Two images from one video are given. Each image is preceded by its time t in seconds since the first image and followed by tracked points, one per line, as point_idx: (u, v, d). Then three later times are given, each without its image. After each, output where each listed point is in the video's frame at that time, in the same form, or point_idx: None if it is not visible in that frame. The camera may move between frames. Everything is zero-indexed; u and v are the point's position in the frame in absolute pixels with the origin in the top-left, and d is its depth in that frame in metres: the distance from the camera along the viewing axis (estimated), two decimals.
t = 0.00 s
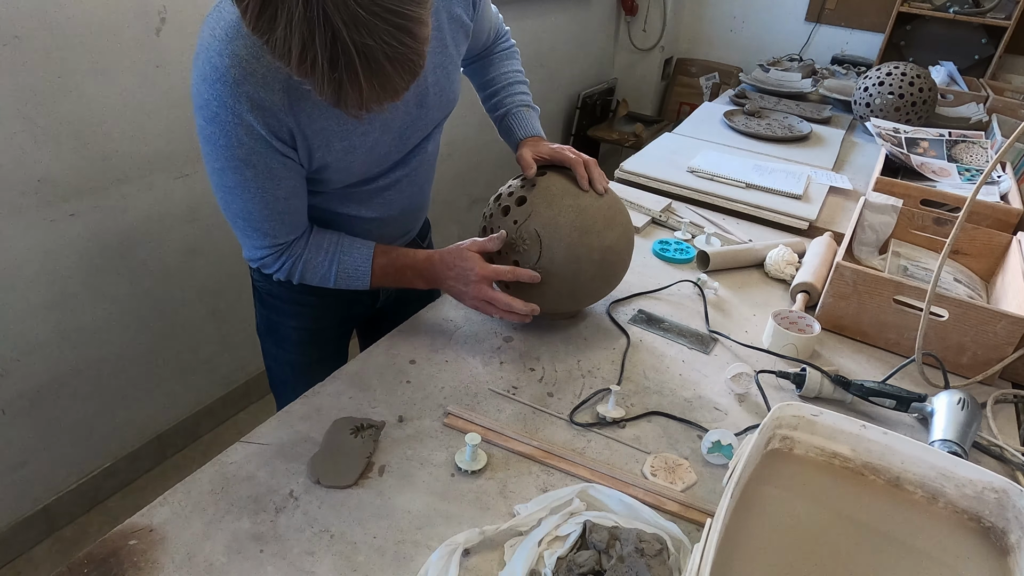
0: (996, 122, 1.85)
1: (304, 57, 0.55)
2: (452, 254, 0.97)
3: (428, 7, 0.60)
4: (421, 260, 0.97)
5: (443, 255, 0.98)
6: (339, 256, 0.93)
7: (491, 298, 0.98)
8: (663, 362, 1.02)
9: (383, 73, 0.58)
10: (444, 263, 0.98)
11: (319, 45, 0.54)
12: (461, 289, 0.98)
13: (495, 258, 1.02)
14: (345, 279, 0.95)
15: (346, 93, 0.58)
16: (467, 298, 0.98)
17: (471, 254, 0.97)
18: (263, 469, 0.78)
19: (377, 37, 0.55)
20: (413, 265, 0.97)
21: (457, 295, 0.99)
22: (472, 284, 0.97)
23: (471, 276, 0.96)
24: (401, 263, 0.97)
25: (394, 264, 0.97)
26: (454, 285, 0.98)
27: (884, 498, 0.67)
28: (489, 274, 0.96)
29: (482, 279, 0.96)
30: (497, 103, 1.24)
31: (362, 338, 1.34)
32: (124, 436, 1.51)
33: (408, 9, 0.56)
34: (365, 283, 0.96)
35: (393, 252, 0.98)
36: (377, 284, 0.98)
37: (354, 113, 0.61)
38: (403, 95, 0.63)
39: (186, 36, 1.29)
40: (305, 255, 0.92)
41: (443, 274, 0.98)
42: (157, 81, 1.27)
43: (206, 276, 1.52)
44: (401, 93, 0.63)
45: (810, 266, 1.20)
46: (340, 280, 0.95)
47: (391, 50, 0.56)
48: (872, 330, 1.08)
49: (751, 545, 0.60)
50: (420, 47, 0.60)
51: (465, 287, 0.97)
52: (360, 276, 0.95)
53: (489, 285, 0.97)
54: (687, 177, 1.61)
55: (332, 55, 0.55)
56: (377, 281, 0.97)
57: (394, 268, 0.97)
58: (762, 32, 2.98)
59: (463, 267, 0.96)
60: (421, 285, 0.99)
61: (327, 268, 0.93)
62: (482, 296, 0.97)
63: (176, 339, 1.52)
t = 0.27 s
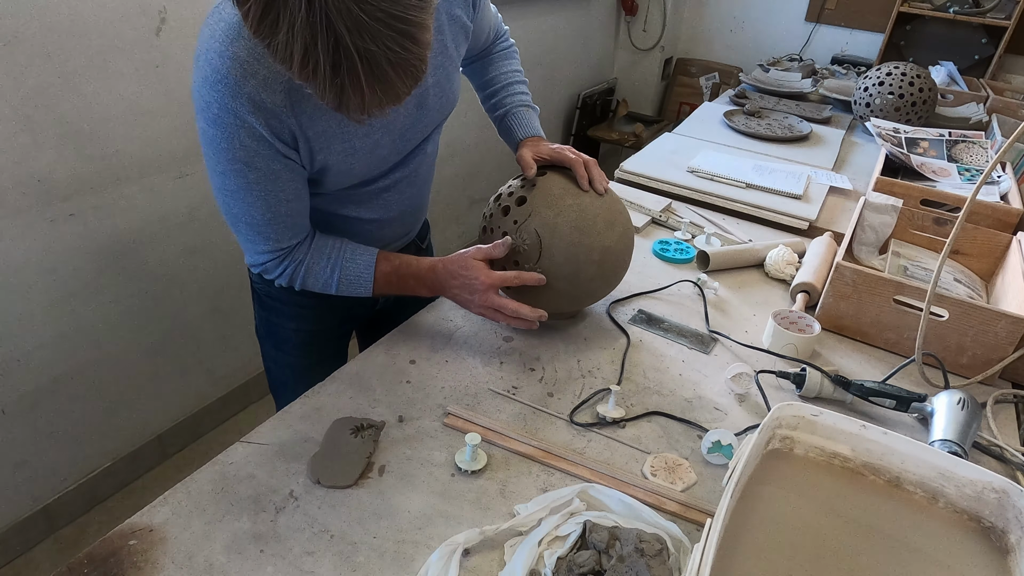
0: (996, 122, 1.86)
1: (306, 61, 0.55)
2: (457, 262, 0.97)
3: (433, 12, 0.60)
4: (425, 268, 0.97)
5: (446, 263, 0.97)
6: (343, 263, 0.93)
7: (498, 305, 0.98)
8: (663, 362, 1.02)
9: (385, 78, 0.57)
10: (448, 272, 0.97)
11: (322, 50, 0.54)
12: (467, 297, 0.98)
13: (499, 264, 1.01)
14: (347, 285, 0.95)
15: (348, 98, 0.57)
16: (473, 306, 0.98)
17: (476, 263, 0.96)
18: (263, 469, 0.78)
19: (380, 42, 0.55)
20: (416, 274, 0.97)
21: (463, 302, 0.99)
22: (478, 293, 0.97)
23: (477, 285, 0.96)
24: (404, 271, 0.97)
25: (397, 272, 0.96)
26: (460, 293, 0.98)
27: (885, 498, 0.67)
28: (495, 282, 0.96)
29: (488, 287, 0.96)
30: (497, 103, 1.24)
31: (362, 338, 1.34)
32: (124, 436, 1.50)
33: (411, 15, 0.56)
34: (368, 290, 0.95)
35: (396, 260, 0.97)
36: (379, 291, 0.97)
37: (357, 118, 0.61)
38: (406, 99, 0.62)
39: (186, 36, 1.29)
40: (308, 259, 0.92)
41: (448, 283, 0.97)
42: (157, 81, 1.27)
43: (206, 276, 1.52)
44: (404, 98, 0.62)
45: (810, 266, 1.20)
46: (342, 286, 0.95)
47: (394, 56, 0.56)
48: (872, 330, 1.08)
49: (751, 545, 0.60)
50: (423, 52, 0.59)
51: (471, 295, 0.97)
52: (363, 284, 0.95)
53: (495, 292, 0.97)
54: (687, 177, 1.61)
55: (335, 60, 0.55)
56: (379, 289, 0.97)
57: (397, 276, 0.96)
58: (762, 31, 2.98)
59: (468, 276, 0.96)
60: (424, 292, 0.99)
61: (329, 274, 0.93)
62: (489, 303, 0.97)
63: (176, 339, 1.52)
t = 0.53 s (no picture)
0: (996, 122, 1.86)
1: (303, 66, 0.55)
2: (457, 268, 0.97)
3: (429, 15, 0.59)
4: (426, 273, 0.97)
5: (447, 268, 0.98)
6: (342, 267, 0.93)
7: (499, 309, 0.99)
8: (663, 362, 1.02)
9: (381, 83, 0.58)
10: (449, 277, 0.98)
11: (318, 56, 0.54)
12: (468, 303, 0.99)
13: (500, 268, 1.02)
14: (347, 288, 0.95)
15: (344, 102, 0.58)
16: (475, 310, 0.99)
17: (476, 269, 0.97)
18: (263, 469, 0.78)
19: (377, 48, 0.55)
20: (417, 279, 0.98)
21: (465, 307, 1.00)
22: (479, 299, 0.98)
23: (478, 291, 0.97)
24: (404, 275, 0.97)
25: (398, 276, 0.97)
26: (461, 299, 0.99)
27: (884, 498, 0.67)
28: (495, 287, 0.96)
29: (488, 293, 0.97)
30: (497, 103, 1.24)
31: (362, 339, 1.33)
32: (123, 436, 1.50)
33: (408, 21, 0.56)
34: (367, 293, 0.95)
35: (396, 263, 0.97)
36: (379, 293, 0.97)
37: (352, 122, 0.61)
38: (401, 104, 0.63)
39: (185, 36, 1.29)
40: (308, 263, 0.92)
41: (449, 289, 0.99)
42: (157, 81, 1.27)
43: (206, 276, 1.52)
44: (399, 102, 0.63)
45: (810, 266, 1.20)
46: (341, 290, 0.94)
47: (390, 61, 0.56)
48: (872, 330, 1.08)
49: (750, 545, 0.60)
50: (419, 57, 0.60)
51: (472, 301, 0.98)
52: (362, 288, 0.95)
53: (496, 298, 0.98)
54: (687, 177, 1.61)
55: (331, 65, 0.55)
56: (379, 292, 0.97)
57: (398, 280, 0.97)
58: (762, 31, 2.98)
59: (468, 282, 0.97)
60: (426, 297, 1.00)
61: (328, 278, 0.93)
62: (490, 308, 0.98)
63: (175, 339, 1.52)
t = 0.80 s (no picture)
0: (996, 122, 1.85)
1: (300, 70, 0.55)
2: (455, 268, 0.98)
3: (428, 20, 0.59)
4: (424, 273, 0.98)
5: (444, 268, 0.98)
6: (340, 265, 0.93)
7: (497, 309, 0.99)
8: (664, 362, 1.02)
9: (379, 88, 0.58)
10: (447, 277, 0.98)
11: (316, 60, 0.54)
12: (466, 302, 0.99)
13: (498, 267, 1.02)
14: (345, 287, 0.95)
15: (342, 106, 0.58)
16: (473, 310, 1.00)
17: (474, 270, 0.97)
18: (263, 469, 0.78)
19: (375, 53, 0.55)
20: (415, 279, 0.98)
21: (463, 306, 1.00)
22: (476, 299, 0.98)
23: (476, 291, 0.97)
24: (403, 275, 0.97)
25: (396, 276, 0.97)
26: (459, 298, 0.99)
27: (884, 499, 0.67)
28: (493, 288, 0.97)
29: (486, 293, 0.97)
30: (497, 103, 1.24)
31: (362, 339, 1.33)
32: (123, 436, 1.51)
33: (407, 26, 0.56)
34: (365, 292, 0.96)
35: (394, 263, 0.97)
36: (377, 292, 0.98)
37: (350, 125, 0.61)
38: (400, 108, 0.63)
39: (185, 35, 1.29)
40: (305, 262, 0.92)
41: (447, 288, 0.99)
42: (156, 81, 1.27)
43: (206, 276, 1.52)
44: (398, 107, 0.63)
45: (810, 266, 1.20)
46: (339, 288, 0.95)
47: (389, 66, 0.56)
48: (872, 330, 1.08)
49: (750, 545, 0.60)
50: (417, 62, 0.60)
51: (470, 300, 0.99)
52: (360, 287, 0.95)
53: (493, 297, 0.98)
54: (687, 177, 1.61)
55: (329, 70, 0.55)
56: (377, 290, 0.98)
57: (396, 280, 0.97)
58: (762, 31, 2.98)
59: (466, 282, 0.97)
60: (423, 295, 1.01)
61: (326, 277, 0.93)
62: (488, 308, 0.98)
63: (175, 339, 1.52)
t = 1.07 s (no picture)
0: (996, 122, 1.86)
1: (297, 70, 0.55)
2: (451, 264, 0.98)
3: (426, 21, 0.59)
4: (420, 269, 0.98)
5: (440, 265, 0.98)
6: (336, 263, 0.94)
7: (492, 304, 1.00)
8: (664, 362, 1.02)
9: (376, 89, 0.58)
10: (443, 274, 0.98)
11: (312, 60, 0.54)
12: (461, 297, 1.00)
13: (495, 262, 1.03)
14: (342, 284, 0.95)
15: (339, 107, 0.58)
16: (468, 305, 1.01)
17: (470, 267, 0.97)
18: (263, 469, 0.78)
19: (371, 54, 0.55)
20: (412, 275, 0.99)
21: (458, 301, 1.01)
22: (472, 295, 0.99)
23: (471, 288, 0.97)
24: (399, 272, 0.98)
25: (393, 272, 0.97)
26: (455, 294, 1.00)
27: (884, 498, 0.67)
28: (489, 285, 0.97)
29: (482, 290, 0.97)
30: (497, 103, 1.24)
31: (362, 339, 1.33)
32: (123, 436, 1.51)
33: (404, 26, 0.56)
34: (362, 289, 0.97)
35: (391, 260, 0.97)
36: (374, 288, 0.98)
37: (347, 125, 0.61)
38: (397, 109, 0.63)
39: (185, 35, 1.29)
40: (301, 260, 0.92)
41: (443, 284, 0.99)
42: (156, 81, 1.27)
43: (205, 276, 1.52)
44: (395, 107, 0.63)
45: (810, 266, 1.20)
46: (336, 286, 0.95)
47: (385, 67, 0.56)
48: (872, 330, 1.08)
49: (750, 545, 0.60)
50: (415, 62, 0.60)
51: (465, 296, 0.99)
52: (356, 284, 0.96)
53: (488, 293, 0.99)
54: (687, 177, 1.61)
55: (325, 70, 0.55)
56: (374, 286, 0.98)
57: (392, 276, 0.98)
58: (762, 31, 2.98)
59: (462, 279, 0.97)
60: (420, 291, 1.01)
61: (323, 275, 0.94)
62: (483, 303, 0.99)
63: (175, 339, 1.52)
